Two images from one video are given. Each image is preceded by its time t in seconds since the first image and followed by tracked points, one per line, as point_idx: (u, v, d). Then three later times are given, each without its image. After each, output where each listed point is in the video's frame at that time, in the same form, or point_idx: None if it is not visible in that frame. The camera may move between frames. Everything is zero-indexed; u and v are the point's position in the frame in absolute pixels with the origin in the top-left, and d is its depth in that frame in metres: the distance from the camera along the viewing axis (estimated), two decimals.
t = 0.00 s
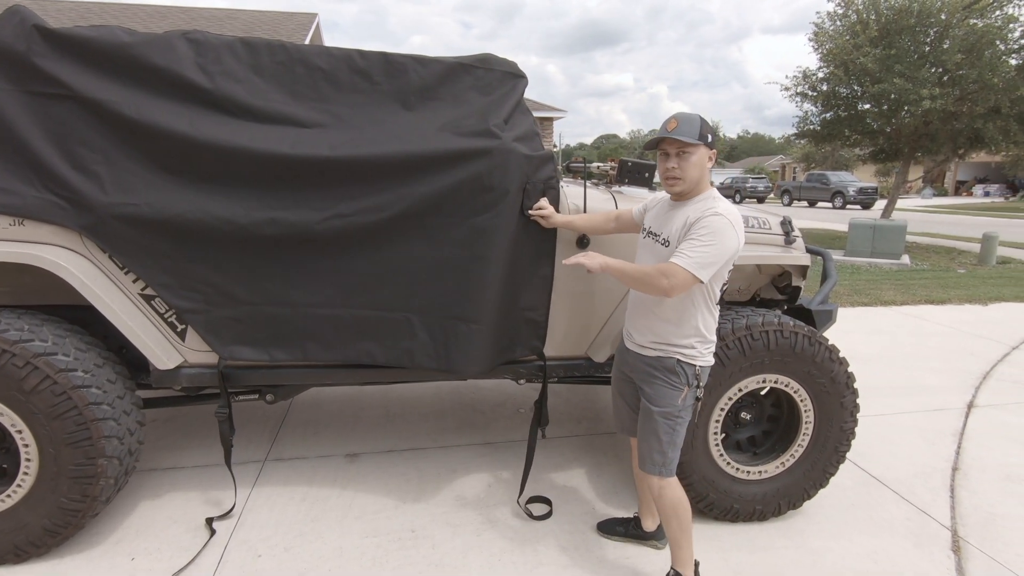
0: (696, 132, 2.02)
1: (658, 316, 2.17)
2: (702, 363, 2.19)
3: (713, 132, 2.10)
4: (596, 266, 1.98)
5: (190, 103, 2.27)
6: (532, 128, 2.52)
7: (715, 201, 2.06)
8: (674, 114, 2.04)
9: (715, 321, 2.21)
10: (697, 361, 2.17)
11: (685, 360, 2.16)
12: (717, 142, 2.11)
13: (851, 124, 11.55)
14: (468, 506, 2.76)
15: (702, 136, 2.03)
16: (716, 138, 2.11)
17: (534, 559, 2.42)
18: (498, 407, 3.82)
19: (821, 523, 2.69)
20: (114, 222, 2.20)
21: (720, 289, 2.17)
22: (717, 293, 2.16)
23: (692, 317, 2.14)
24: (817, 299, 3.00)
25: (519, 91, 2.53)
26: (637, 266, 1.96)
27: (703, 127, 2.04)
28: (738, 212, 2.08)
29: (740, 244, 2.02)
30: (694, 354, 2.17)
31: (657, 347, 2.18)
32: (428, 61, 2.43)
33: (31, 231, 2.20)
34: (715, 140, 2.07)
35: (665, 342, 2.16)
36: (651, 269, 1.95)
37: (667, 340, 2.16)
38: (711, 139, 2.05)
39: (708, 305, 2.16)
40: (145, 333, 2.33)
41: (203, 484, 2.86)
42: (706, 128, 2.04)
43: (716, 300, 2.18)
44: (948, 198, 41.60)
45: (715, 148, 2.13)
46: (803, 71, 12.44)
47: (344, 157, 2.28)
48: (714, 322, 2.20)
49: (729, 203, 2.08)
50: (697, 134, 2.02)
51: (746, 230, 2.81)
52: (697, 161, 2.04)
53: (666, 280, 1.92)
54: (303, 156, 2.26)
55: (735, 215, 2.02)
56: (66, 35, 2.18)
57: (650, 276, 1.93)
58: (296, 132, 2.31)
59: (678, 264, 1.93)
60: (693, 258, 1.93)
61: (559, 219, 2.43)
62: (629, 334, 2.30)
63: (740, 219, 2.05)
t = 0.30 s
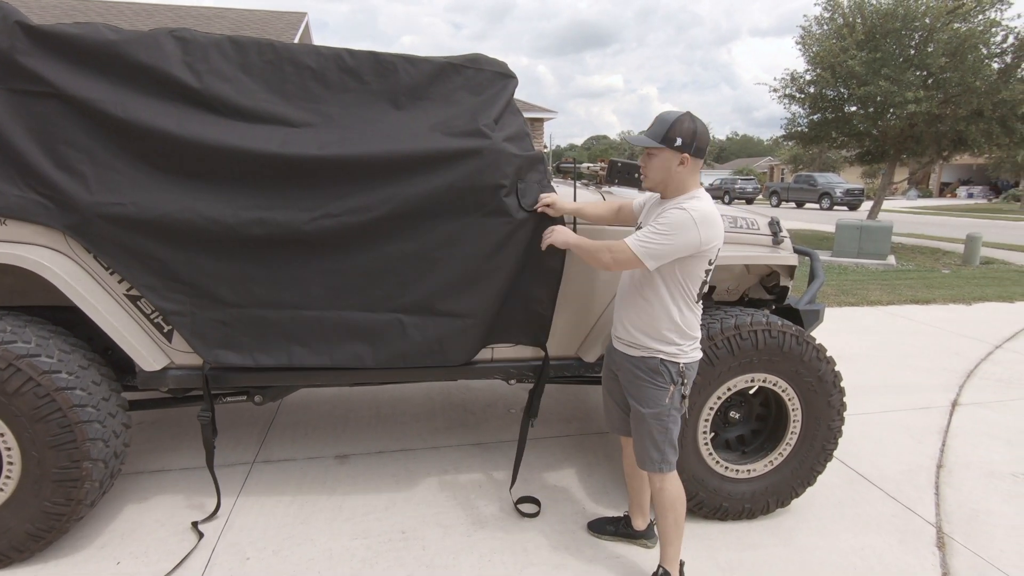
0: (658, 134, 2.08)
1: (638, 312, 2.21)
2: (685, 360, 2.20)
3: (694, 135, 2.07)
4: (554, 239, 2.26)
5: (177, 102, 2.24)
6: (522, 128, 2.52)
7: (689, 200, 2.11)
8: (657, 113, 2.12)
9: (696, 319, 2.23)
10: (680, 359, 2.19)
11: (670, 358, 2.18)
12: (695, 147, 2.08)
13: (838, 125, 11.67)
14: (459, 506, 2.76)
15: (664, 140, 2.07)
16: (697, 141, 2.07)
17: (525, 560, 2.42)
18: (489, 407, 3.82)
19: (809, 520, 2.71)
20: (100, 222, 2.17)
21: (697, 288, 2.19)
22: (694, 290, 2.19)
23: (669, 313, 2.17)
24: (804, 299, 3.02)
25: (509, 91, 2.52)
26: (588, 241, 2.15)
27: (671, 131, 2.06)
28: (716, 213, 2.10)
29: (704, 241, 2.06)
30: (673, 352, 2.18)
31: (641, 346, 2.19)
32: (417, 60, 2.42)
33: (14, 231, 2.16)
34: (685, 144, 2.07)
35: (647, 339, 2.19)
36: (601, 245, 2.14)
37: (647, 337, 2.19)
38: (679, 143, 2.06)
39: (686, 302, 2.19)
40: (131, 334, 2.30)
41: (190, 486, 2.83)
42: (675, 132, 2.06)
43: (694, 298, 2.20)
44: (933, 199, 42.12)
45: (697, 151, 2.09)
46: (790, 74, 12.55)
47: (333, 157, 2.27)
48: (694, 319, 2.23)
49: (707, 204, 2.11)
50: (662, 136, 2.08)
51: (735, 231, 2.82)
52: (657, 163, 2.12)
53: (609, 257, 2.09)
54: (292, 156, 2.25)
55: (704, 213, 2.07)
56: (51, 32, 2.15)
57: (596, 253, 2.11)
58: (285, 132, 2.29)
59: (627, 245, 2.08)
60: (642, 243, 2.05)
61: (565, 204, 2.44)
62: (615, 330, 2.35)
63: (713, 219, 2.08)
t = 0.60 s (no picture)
0: (649, 141, 2.10)
1: (620, 313, 2.25)
2: (666, 360, 2.21)
3: (685, 142, 2.07)
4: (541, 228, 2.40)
5: (168, 101, 2.23)
6: (515, 130, 2.52)
7: (668, 206, 2.12)
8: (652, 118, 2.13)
9: (678, 322, 2.24)
10: (661, 359, 2.20)
11: (651, 358, 2.19)
12: (685, 155, 2.08)
13: (829, 128, 11.76)
14: (452, 508, 2.75)
15: (655, 147, 2.09)
16: (688, 148, 2.08)
17: (517, 560, 2.42)
18: (482, 408, 3.81)
19: (800, 520, 2.72)
20: (90, 222, 2.16)
21: (677, 292, 2.20)
22: (674, 294, 2.20)
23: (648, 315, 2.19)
24: (795, 299, 3.04)
25: (502, 93, 2.52)
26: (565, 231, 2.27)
27: (662, 138, 2.07)
28: (694, 219, 2.10)
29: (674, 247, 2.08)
30: (652, 353, 2.19)
31: (621, 345, 2.23)
32: (410, 61, 2.42)
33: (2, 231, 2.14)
34: (675, 153, 2.08)
35: (626, 340, 2.22)
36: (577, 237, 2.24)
37: (626, 338, 2.22)
38: (669, 150, 2.07)
39: (665, 305, 2.20)
40: (120, 335, 2.28)
41: (180, 489, 2.81)
42: (666, 139, 2.07)
43: (675, 302, 2.21)
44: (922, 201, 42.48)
45: (688, 158, 2.10)
46: (781, 76, 12.64)
47: (325, 158, 2.26)
48: (677, 321, 2.23)
49: (687, 210, 2.11)
50: (654, 143, 2.09)
51: (727, 232, 2.84)
52: (648, 169, 2.14)
53: (584, 253, 2.20)
54: (284, 156, 2.24)
55: (679, 220, 2.07)
56: (40, 30, 2.13)
57: (573, 247, 2.23)
58: (277, 132, 2.28)
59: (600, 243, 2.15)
60: (613, 245, 2.10)
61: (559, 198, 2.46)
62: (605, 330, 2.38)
63: (688, 225, 2.09)
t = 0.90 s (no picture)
0: (644, 148, 2.10)
1: (615, 315, 2.25)
2: (661, 362, 2.22)
3: (679, 148, 2.07)
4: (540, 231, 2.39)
5: (164, 104, 2.23)
6: (512, 133, 2.52)
7: (667, 209, 2.14)
8: (644, 126, 2.14)
9: (673, 325, 2.24)
10: (656, 361, 2.20)
11: (647, 360, 2.20)
12: (679, 161, 2.09)
13: (824, 131, 11.82)
14: (449, 512, 2.74)
15: (649, 153, 2.09)
16: (681, 155, 2.08)
17: (515, 564, 2.41)
18: (479, 411, 3.81)
19: (798, 522, 2.73)
20: (86, 226, 2.15)
21: (672, 295, 2.21)
22: (669, 297, 2.20)
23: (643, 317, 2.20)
24: (792, 301, 3.05)
25: (499, 96, 2.52)
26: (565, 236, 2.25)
27: (656, 145, 2.07)
28: (690, 223, 2.12)
29: (673, 249, 2.09)
30: (650, 354, 2.20)
31: (616, 347, 2.23)
32: (407, 65, 2.42)
33: None
34: (670, 159, 2.08)
35: (621, 342, 2.22)
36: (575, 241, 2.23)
37: (622, 340, 2.21)
38: (663, 157, 2.07)
39: (660, 308, 2.20)
40: (116, 339, 2.28)
41: (176, 494, 2.80)
42: (660, 145, 2.07)
43: (669, 305, 2.22)
44: (917, 203, 42.69)
45: (682, 164, 2.11)
46: (777, 80, 12.70)
47: (322, 161, 2.26)
48: (672, 324, 2.24)
49: (683, 214, 2.13)
50: (647, 149, 2.09)
51: (723, 235, 2.86)
52: (642, 175, 2.14)
53: (581, 254, 2.20)
54: (281, 160, 2.24)
55: (676, 223, 2.09)
56: (35, 34, 2.13)
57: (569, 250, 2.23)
58: (274, 136, 2.28)
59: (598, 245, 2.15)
60: (611, 246, 2.10)
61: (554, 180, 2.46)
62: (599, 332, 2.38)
63: (685, 229, 2.10)
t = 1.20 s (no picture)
0: (637, 151, 2.11)
1: (612, 318, 2.24)
2: (657, 366, 2.21)
3: (672, 152, 2.08)
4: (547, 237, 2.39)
5: (161, 109, 2.22)
6: (510, 137, 2.51)
7: (664, 212, 2.13)
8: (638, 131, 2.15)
9: (668, 328, 2.24)
10: (652, 364, 2.20)
11: (644, 363, 2.19)
12: (672, 163, 2.09)
13: (821, 134, 11.85)
14: (447, 517, 2.73)
15: (642, 156, 2.10)
16: (674, 158, 2.08)
17: (514, 570, 2.40)
18: (478, 415, 3.80)
19: (797, 526, 2.72)
20: (82, 231, 2.14)
21: (669, 298, 2.21)
22: (665, 300, 2.21)
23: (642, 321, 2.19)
24: (790, 305, 3.05)
25: (497, 100, 2.51)
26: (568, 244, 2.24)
27: (649, 148, 2.08)
28: (688, 226, 2.12)
29: (672, 253, 2.09)
30: (648, 358, 2.19)
31: (613, 352, 2.22)
32: (404, 69, 2.42)
33: None
34: (662, 161, 2.08)
35: (619, 346, 2.21)
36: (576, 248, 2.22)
37: (619, 344, 2.21)
38: (656, 160, 2.08)
39: (657, 311, 2.21)
40: (112, 344, 2.26)
41: (173, 500, 2.78)
42: (653, 148, 2.08)
43: (666, 307, 2.22)
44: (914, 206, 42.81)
45: (675, 168, 2.10)
46: (774, 83, 12.74)
47: (319, 166, 2.26)
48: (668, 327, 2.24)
49: (682, 217, 2.13)
50: (640, 153, 2.10)
51: (722, 238, 2.86)
52: (636, 178, 2.14)
53: (585, 261, 2.18)
54: (279, 165, 2.24)
55: (675, 228, 2.09)
56: (31, 38, 2.12)
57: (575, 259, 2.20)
58: (271, 140, 2.28)
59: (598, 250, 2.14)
60: (613, 253, 2.10)
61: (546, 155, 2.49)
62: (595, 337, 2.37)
63: (684, 233, 2.11)
